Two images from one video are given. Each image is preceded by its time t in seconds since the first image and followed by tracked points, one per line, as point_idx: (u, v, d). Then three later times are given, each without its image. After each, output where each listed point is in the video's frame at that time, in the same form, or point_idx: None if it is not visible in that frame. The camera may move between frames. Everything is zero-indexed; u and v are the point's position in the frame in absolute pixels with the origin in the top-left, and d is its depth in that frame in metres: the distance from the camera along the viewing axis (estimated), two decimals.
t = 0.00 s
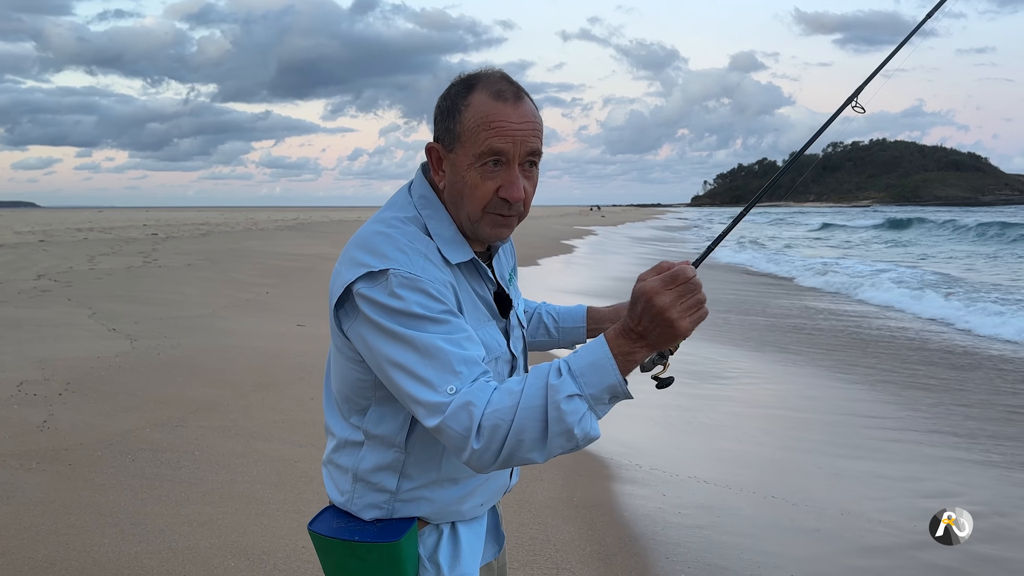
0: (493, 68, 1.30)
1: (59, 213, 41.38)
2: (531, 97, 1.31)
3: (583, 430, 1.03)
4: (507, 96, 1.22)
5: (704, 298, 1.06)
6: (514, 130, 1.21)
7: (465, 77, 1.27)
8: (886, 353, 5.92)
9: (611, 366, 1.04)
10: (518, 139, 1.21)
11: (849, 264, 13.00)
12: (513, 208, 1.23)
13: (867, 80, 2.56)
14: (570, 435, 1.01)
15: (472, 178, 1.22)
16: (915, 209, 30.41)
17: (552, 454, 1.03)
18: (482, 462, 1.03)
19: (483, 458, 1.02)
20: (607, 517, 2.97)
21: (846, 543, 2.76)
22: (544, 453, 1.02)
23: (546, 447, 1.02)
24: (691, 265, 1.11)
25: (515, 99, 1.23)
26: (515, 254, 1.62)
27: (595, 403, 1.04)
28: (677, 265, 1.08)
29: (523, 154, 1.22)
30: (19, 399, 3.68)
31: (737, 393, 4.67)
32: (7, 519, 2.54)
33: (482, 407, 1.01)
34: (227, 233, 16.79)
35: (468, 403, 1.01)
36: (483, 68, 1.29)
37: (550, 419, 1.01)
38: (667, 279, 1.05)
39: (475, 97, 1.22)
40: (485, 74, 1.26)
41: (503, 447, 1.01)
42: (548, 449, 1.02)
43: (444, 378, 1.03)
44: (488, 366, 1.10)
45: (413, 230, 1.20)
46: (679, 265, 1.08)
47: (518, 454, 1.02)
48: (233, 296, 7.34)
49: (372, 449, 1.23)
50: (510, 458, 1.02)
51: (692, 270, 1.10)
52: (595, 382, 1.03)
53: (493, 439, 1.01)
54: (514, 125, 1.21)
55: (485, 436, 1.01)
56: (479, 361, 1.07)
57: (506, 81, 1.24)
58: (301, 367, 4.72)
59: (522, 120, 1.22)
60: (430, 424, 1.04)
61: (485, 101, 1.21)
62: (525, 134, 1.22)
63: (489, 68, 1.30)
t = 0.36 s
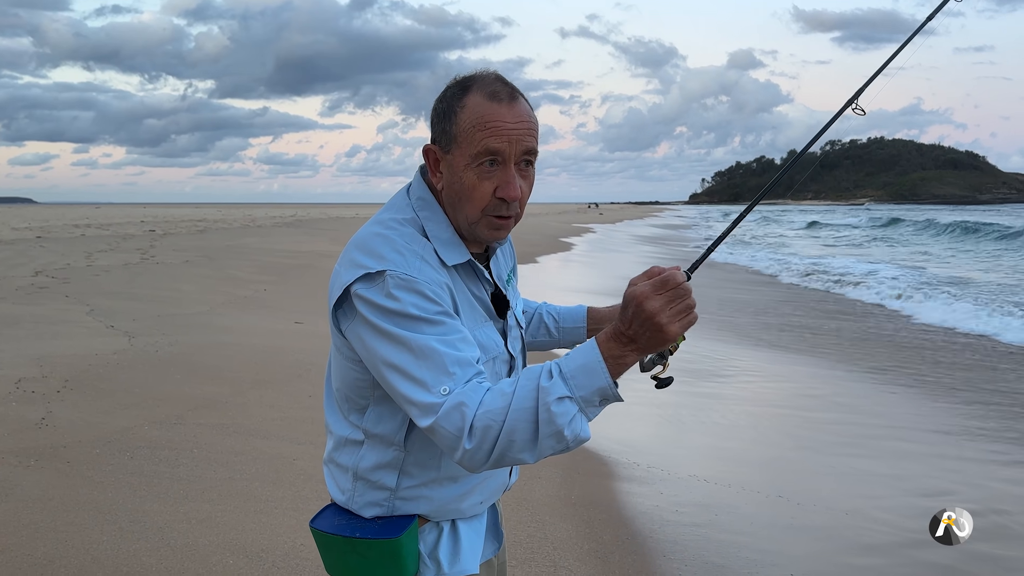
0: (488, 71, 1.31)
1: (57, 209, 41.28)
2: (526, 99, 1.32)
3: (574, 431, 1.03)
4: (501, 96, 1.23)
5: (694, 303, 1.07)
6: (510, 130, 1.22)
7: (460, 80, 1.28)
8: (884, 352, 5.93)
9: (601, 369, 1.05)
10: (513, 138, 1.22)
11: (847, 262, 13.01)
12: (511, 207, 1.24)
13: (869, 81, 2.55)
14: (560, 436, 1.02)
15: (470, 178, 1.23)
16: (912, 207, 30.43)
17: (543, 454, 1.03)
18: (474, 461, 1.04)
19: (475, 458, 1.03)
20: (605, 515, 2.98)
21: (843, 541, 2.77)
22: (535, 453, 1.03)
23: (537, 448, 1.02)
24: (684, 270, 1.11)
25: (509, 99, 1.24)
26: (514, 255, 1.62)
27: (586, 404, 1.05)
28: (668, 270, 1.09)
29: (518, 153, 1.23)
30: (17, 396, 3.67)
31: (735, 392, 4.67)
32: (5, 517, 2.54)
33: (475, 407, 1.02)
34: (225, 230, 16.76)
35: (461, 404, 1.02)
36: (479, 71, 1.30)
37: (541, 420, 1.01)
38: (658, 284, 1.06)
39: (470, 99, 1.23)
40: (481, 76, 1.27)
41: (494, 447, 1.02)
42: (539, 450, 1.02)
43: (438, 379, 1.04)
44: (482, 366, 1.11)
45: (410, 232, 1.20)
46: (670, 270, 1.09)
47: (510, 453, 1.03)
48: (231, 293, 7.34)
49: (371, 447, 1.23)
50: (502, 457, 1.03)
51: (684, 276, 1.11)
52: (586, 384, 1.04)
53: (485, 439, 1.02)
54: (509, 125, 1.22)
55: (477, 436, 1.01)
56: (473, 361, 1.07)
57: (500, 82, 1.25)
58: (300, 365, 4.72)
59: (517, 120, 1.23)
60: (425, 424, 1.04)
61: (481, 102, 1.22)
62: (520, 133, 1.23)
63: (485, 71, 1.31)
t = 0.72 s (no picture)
0: (487, 66, 1.33)
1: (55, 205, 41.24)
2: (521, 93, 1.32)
3: (558, 430, 1.03)
4: (488, 87, 1.24)
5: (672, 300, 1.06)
6: (489, 119, 1.23)
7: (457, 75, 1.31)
8: (883, 350, 5.93)
9: (584, 368, 1.04)
10: (492, 128, 1.23)
11: (846, 260, 13.02)
12: (488, 196, 1.24)
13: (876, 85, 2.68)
14: (545, 436, 1.02)
15: (450, 167, 1.25)
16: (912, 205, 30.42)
17: (529, 454, 1.03)
18: (463, 462, 1.04)
19: (462, 458, 1.03)
20: (604, 512, 2.99)
21: (841, 539, 2.77)
22: (521, 453, 1.03)
23: (523, 448, 1.02)
24: (660, 267, 1.11)
25: (496, 91, 1.25)
26: (517, 252, 1.63)
27: (569, 403, 1.05)
28: (646, 268, 1.08)
29: (497, 142, 1.24)
30: (16, 392, 3.67)
31: (734, 389, 4.68)
32: (5, 512, 2.54)
33: (461, 409, 1.02)
34: (223, 227, 16.73)
35: (447, 406, 1.02)
36: (478, 66, 1.32)
37: (525, 421, 1.01)
38: (636, 283, 1.05)
39: (458, 90, 1.26)
40: (476, 71, 1.29)
41: (481, 448, 1.02)
42: (525, 450, 1.03)
43: (428, 379, 1.04)
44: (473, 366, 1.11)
45: (406, 229, 1.21)
46: (647, 268, 1.08)
47: (496, 454, 1.03)
48: (231, 290, 7.33)
49: (370, 444, 1.23)
50: (488, 458, 1.04)
51: (662, 272, 1.10)
52: (569, 383, 1.04)
53: (471, 440, 1.02)
54: (490, 114, 1.23)
55: (464, 437, 1.01)
56: (463, 361, 1.07)
57: (491, 74, 1.26)
58: (300, 361, 4.73)
59: (501, 110, 1.24)
60: (414, 424, 1.05)
61: (466, 93, 1.25)
62: (502, 123, 1.24)
63: (484, 66, 1.33)
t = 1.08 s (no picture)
0: (486, 61, 1.33)
1: (57, 201, 41.28)
2: (518, 88, 1.32)
3: (529, 431, 1.03)
4: (483, 83, 1.25)
5: (629, 295, 1.06)
6: (484, 115, 1.23)
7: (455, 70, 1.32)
8: (884, 348, 5.93)
9: (549, 368, 1.04)
10: (487, 123, 1.23)
11: (848, 258, 13.00)
12: (484, 191, 1.25)
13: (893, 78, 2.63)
14: (517, 437, 1.02)
15: (447, 163, 1.26)
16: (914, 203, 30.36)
17: (503, 456, 1.04)
18: (440, 466, 1.04)
19: (440, 463, 1.04)
20: (605, 508, 3.00)
21: (841, 536, 2.78)
22: (496, 456, 1.04)
23: (497, 450, 1.03)
24: (617, 264, 1.11)
25: (492, 86, 1.25)
26: (523, 247, 1.64)
27: (539, 404, 1.04)
28: (601, 266, 1.09)
29: (493, 138, 1.24)
30: (20, 388, 3.69)
31: (735, 387, 4.69)
32: (9, 507, 2.56)
33: (437, 415, 1.02)
34: (225, 223, 16.74)
35: (424, 412, 1.02)
36: (476, 61, 1.33)
37: (496, 425, 1.01)
38: (591, 281, 1.06)
39: (455, 86, 1.27)
40: (474, 66, 1.29)
41: (456, 453, 1.03)
42: (499, 452, 1.03)
43: (407, 384, 1.05)
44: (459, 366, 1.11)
45: (404, 226, 1.21)
46: (603, 266, 1.09)
47: (472, 457, 1.04)
48: (233, 286, 7.35)
49: (369, 440, 1.24)
50: (464, 463, 1.04)
51: (618, 270, 1.10)
52: (536, 385, 1.03)
53: (446, 446, 1.02)
54: (485, 110, 1.23)
55: (439, 443, 1.02)
56: (446, 364, 1.07)
57: (487, 70, 1.27)
58: (302, 358, 4.74)
59: (496, 105, 1.24)
60: (394, 427, 1.06)
61: (462, 89, 1.25)
62: (497, 118, 1.24)
63: (482, 61, 1.33)
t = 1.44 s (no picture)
0: (488, 61, 1.33)
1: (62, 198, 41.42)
2: (520, 90, 1.32)
3: (516, 434, 1.05)
4: (484, 87, 1.25)
5: (611, 300, 1.08)
6: (484, 119, 1.23)
7: (457, 71, 1.32)
8: (889, 346, 5.91)
9: (536, 372, 1.05)
10: (487, 127, 1.23)
11: (853, 256, 12.95)
12: (483, 194, 1.25)
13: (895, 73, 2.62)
14: (503, 441, 1.04)
15: (446, 165, 1.26)
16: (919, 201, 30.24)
17: (491, 458, 1.06)
18: (431, 468, 1.06)
19: (431, 465, 1.05)
20: (607, 506, 3.00)
21: (844, 534, 2.78)
22: (484, 457, 1.05)
23: (484, 453, 1.05)
24: (600, 270, 1.12)
25: (493, 90, 1.25)
26: (524, 244, 1.66)
27: (526, 407, 1.06)
28: (584, 271, 1.10)
29: (492, 141, 1.24)
30: (25, 384, 3.70)
31: (739, 384, 4.68)
32: (15, 503, 2.57)
33: (428, 418, 1.03)
34: (228, 220, 16.75)
35: (414, 415, 1.03)
36: (479, 62, 1.33)
37: (484, 428, 1.03)
38: (573, 287, 1.07)
39: (456, 88, 1.27)
40: (476, 67, 1.29)
41: (446, 454, 1.04)
42: (487, 454, 1.05)
43: (399, 386, 1.05)
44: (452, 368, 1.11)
45: (402, 225, 1.22)
46: (585, 271, 1.10)
47: (461, 459, 1.05)
48: (237, 283, 7.36)
49: (370, 437, 1.26)
50: (454, 464, 1.05)
51: (602, 276, 1.12)
52: (523, 390, 1.05)
53: (436, 448, 1.04)
54: (485, 114, 1.23)
55: (429, 445, 1.03)
56: (439, 366, 1.08)
57: (489, 72, 1.26)
58: (305, 355, 4.74)
59: (496, 109, 1.24)
60: (387, 428, 1.07)
61: (463, 91, 1.25)
62: (497, 122, 1.24)
63: (484, 61, 1.33)
